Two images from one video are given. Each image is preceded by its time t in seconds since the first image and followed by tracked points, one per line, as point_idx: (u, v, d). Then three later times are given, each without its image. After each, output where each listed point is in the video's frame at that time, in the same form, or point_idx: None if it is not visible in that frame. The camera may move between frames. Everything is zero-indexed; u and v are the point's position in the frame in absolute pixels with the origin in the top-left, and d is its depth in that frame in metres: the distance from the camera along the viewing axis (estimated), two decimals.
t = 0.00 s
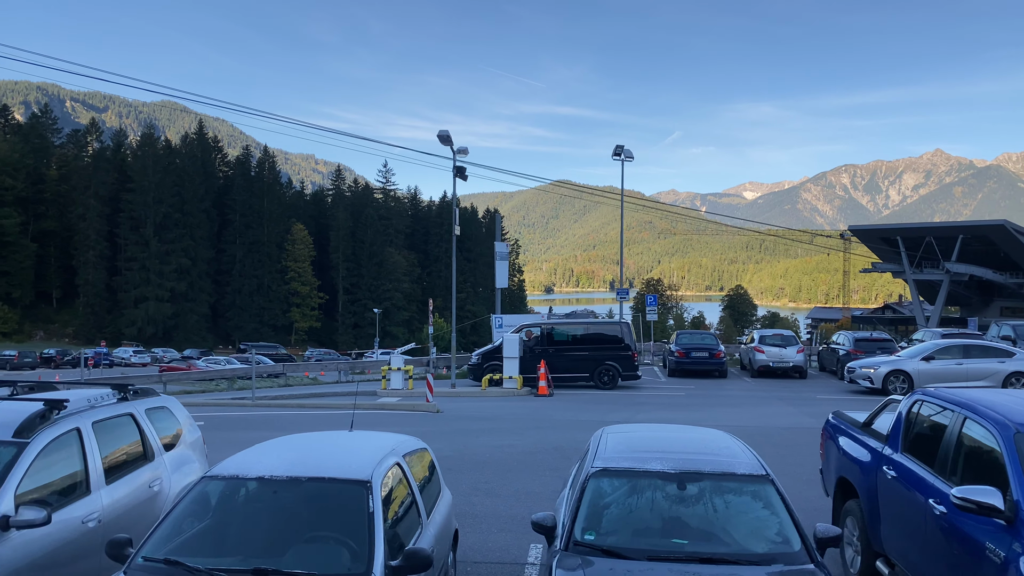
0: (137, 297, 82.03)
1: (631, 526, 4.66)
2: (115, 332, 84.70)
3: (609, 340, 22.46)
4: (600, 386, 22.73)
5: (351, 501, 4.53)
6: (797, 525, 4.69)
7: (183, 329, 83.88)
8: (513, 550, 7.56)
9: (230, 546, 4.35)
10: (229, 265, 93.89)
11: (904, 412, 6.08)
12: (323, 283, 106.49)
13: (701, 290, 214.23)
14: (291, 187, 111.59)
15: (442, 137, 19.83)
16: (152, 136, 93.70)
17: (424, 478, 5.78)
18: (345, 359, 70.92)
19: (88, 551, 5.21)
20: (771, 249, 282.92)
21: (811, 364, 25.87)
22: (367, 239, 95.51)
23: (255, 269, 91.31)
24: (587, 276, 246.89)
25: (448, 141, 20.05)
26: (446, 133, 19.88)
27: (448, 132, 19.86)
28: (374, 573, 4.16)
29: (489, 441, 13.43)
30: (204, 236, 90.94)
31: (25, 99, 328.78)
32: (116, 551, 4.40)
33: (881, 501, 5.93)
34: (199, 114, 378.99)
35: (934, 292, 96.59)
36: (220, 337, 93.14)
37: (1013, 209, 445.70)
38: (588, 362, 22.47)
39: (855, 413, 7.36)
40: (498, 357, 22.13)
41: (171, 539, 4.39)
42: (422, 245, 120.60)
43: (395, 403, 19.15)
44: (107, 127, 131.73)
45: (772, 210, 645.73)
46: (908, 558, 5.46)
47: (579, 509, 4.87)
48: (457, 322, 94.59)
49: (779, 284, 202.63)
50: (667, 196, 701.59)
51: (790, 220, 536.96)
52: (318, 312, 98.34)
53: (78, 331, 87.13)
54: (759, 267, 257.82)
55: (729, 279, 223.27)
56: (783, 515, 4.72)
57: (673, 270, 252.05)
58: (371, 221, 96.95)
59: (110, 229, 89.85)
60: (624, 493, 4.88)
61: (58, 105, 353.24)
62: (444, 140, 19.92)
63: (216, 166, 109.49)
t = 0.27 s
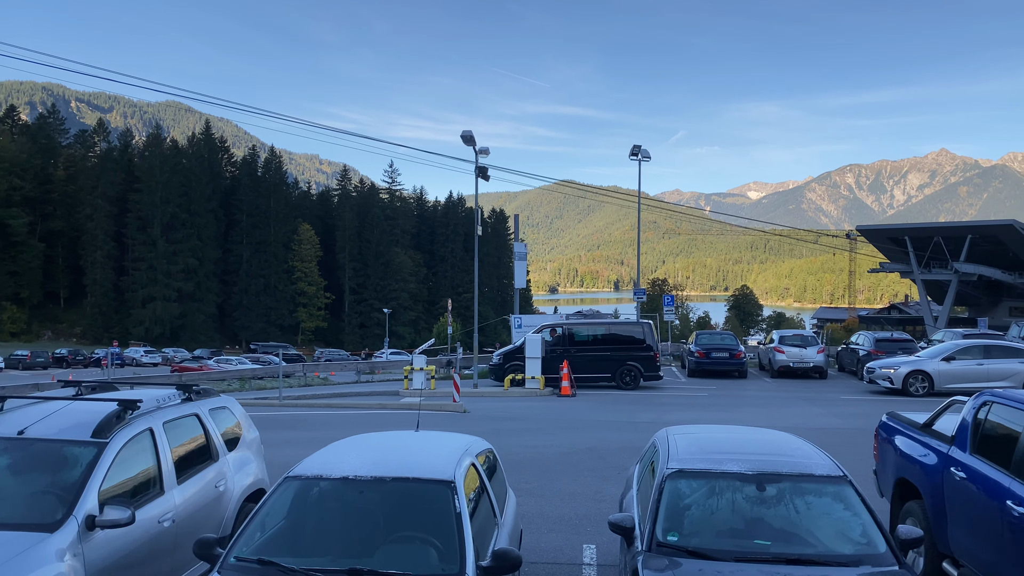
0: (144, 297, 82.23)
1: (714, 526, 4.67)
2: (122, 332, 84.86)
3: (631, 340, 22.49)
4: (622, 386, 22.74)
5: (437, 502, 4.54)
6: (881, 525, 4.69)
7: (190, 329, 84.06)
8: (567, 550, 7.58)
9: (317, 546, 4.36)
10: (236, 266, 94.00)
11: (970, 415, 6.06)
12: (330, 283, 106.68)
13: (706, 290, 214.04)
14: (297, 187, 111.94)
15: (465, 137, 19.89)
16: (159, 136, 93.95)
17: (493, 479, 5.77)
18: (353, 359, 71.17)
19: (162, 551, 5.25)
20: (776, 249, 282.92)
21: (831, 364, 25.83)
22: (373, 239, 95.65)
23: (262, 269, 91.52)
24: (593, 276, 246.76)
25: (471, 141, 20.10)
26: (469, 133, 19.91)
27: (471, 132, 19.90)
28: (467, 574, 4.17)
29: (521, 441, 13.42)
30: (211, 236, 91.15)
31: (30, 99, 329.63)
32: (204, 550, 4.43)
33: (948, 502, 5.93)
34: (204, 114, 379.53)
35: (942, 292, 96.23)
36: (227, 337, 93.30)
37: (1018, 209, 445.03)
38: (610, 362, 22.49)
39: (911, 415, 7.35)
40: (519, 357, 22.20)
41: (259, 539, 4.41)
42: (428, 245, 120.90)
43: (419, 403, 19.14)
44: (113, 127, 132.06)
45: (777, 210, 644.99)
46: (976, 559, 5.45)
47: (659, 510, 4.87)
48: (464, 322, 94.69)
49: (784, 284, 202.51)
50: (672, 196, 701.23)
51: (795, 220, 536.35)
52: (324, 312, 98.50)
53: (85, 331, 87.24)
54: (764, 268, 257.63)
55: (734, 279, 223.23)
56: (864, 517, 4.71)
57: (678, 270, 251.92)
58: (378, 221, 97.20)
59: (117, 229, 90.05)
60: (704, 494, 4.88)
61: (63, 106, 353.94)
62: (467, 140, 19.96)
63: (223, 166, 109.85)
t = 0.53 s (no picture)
0: (151, 296, 82.37)
1: (797, 529, 4.66)
2: (129, 332, 84.97)
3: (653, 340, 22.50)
4: (643, 386, 22.75)
5: (522, 502, 4.54)
6: (964, 527, 4.66)
7: (198, 328, 84.21)
8: (619, 550, 7.57)
9: (404, 546, 4.36)
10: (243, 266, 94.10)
11: None
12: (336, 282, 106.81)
13: (711, 290, 214.01)
14: (303, 187, 112.22)
15: (488, 137, 19.88)
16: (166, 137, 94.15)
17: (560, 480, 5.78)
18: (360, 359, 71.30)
19: (235, 550, 5.27)
20: (780, 249, 283.12)
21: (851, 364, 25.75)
22: (379, 239, 95.70)
23: (269, 269, 91.68)
24: (597, 276, 246.67)
25: (493, 141, 20.09)
26: (492, 133, 19.92)
27: (494, 133, 19.90)
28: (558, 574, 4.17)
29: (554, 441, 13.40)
30: (219, 236, 91.31)
31: (35, 100, 330.15)
32: (289, 550, 4.44)
33: (1014, 504, 5.91)
34: (209, 114, 379.87)
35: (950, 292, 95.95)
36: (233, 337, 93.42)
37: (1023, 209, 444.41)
38: (631, 363, 22.50)
39: (967, 416, 7.32)
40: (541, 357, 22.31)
41: (346, 538, 4.42)
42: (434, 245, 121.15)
43: (443, 402, 19.16)
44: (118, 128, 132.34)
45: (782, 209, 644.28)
46: None
47: (736, 511, 4.87)
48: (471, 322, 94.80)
49: (789, 284, 202.35)
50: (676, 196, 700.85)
51: (799, 220, 535.77)
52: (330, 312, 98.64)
53: (93, 330, 87.40)
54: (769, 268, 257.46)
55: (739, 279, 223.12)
56: (947, 519, 4.68)
57: (682, 270, 251.75)
58: (384, 221, 97.39)
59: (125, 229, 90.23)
60: (783, 496, 4.88)
61: (68, 106, 354.56)
62: (489, 140, 19.96)
63: (229, 166, 110.13)
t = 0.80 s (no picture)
0: (158, 297, 82.67)
1: (878, 531, 4.67)
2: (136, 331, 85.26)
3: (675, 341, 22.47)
4: (665, 386, 22.74)
5: (605, 505, 4.57)
6: None
7: (204, 328, 84.52)
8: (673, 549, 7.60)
9: (489, 548, 4.36)
10: (250, 265, 94.30)
11: None
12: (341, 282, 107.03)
13: (715, 290, 213.96)
14: (309, 187, 112.61)
15: (511, 138, 19.89)
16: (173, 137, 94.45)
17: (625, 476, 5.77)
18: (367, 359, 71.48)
19: (308, 551, 5.34)
20: (785, 249, 283.17)
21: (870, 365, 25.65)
22: (386, 239, 95.83)
23: (275, 268, 91.88)
24: (602, 276, 246.88)
25: (516, 142, 20.11)
26: (514, 133, 19.93)
27: (516, 133, 19.91)
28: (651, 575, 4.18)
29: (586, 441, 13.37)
30: (225, 236, 91.56)
31: (41, 101, 331.01)
32: (376, 551, 4.47)
33: None
34: (214, 114, 380.46)
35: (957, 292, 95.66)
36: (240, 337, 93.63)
37: None
38: (653, 363, 22.49)
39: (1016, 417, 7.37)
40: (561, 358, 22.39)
41: (432, 538, 4.43)
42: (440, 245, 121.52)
43: (466, 403, 19.20)
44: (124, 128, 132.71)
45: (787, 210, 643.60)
46: None
47: (814, 511, 4.87)
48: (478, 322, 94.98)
49: (794, 284, 202.11)
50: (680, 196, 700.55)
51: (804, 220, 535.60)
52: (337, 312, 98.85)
53: (101, 330, 87.63)
54: (773, 268, 257.30)
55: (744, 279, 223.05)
56: None
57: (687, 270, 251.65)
58: (390, 221, 97.60)
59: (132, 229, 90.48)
60: (859, 498, 4.87)
61: (74, 106, 355.34)
62: (513, 141, 19.98)
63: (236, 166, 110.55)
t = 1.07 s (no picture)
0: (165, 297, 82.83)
1: (958, 532, 4.65)
2: (143, 331, 85.45)
3: (695, 342, 22.39)
4: (684, 387, 22.71)
5: (687, 506, 4.55)
6: None
7: (211, 328, 84.67)
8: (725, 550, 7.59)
9: (574, 549, 4.35)
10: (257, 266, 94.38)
11: None
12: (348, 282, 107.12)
13: (720, 289, 213.85)
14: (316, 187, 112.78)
15: (533, 138, 19.82)
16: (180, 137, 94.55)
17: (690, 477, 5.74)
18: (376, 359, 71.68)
19: (378, 550, 5.35)
20: (790, 249, 283.16)
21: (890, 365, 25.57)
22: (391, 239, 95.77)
23: (281, 269, 91.95)
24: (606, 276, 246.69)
25: (538, 142, 20.05)
26: (537, 134, 19.89)
27: (539, 133, 19.87)
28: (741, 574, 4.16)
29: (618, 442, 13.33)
30: (232, 236, 91.68)
31: (46, 101, 331.27)
32: (459, 552, 4.46)
33: None
34: (218, 115, 380.52)
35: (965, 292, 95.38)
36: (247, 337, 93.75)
37: None
38: (672, 364, 22.44)
39: None
40: (581, 359, 22.44)
41: (515, 539, 4.43)
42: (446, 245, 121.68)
43: (489, 403, 19.18)
44: (130, 128, 132.93)
45: (792, 209, 642.96)
46: None
47: (891, 512, 4.85)
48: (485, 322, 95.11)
49: (798, 284, 202.06)
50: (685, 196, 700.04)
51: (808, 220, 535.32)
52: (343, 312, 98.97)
53: (108, 330, 87.79)
54: (778, 268, 257.03)
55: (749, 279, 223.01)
56: None
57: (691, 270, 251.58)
58: (396, 222, 97.65)
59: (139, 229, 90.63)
60: (938, 500, 4.84)
61: (79, 106, 355.64)
62: (535, 141, 19.94)
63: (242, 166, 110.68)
